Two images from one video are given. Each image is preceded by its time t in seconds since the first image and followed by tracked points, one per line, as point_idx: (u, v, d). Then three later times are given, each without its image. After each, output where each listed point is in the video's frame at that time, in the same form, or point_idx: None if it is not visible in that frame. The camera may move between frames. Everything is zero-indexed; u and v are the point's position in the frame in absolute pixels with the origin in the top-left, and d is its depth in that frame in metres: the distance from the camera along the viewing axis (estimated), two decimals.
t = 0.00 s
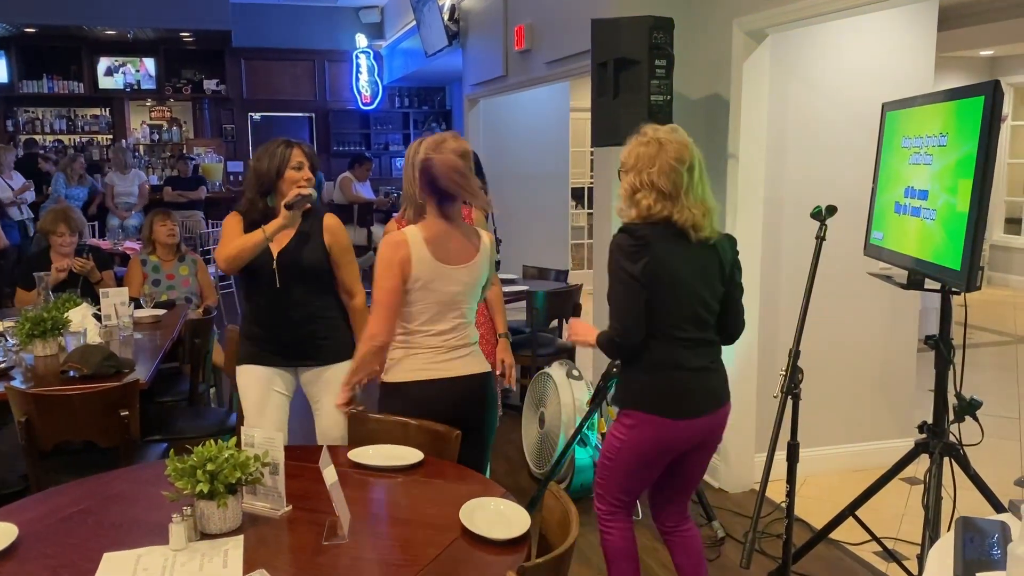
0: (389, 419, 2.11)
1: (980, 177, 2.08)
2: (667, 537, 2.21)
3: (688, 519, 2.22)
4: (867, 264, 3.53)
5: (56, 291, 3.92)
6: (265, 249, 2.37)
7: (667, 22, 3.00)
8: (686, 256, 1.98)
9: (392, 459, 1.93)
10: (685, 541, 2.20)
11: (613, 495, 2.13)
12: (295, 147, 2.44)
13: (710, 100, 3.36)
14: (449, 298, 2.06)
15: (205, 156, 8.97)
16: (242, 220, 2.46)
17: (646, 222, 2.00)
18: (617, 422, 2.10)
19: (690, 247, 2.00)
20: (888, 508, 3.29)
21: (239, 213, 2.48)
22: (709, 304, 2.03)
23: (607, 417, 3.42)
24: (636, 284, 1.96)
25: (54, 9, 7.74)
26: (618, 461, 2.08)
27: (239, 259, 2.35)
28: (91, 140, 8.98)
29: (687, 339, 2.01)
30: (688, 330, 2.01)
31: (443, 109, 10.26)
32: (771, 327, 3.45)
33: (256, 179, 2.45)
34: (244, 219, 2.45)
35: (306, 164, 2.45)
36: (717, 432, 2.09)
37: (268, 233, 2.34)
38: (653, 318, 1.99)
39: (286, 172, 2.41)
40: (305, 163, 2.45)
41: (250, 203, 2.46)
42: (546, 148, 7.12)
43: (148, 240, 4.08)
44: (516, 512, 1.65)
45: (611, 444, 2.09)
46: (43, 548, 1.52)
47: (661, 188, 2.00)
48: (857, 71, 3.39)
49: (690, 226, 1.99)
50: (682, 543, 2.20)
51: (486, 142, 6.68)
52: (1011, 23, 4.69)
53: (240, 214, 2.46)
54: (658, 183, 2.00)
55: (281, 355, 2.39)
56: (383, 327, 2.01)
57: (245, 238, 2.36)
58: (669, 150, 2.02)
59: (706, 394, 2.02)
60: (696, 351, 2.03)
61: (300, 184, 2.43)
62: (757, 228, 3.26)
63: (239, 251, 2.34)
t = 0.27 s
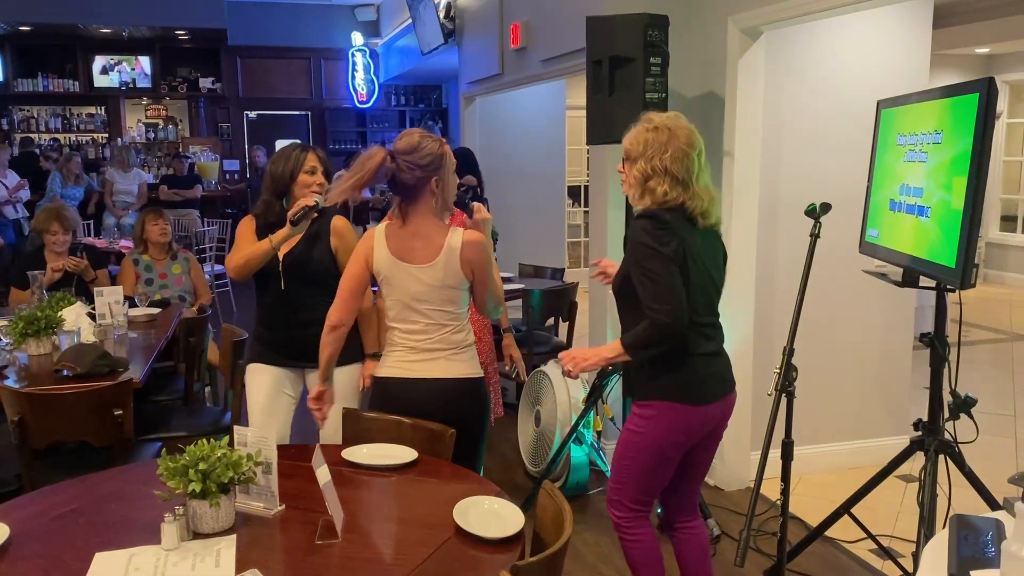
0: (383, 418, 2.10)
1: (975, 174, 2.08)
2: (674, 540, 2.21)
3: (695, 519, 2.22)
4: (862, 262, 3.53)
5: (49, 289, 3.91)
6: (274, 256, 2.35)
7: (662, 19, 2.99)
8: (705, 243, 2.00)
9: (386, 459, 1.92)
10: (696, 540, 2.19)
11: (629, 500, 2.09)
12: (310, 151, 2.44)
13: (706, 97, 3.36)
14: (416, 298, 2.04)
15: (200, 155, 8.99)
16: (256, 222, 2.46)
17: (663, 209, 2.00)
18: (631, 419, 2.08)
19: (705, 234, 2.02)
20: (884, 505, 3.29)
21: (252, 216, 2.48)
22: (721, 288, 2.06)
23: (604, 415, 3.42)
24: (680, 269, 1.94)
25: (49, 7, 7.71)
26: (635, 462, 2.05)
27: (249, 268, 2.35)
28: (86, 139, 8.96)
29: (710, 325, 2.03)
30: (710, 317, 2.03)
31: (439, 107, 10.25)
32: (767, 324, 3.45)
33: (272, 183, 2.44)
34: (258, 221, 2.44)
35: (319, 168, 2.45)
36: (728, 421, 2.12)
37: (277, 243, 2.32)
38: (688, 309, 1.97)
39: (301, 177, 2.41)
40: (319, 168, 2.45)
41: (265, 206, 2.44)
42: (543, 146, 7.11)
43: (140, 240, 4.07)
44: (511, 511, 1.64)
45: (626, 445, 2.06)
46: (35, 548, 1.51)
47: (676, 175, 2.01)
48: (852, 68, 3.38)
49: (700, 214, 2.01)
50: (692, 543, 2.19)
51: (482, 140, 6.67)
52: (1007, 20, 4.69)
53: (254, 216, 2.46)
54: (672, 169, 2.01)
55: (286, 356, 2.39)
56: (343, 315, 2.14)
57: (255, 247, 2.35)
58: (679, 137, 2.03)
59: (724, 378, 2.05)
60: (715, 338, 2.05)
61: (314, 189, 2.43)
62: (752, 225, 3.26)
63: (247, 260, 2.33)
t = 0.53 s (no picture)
0: (379, 417, 2.10)
1: (968, 171, 2.07)
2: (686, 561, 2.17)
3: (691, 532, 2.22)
4: (857, 259, 3.53)
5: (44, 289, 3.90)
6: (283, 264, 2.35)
7: (656, 16, 2.99)
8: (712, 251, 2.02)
9: (380, 458, 1.92)
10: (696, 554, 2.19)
11: (648, 519, 2.05)
12: (310, 151, 2.43)
13: (700, 95, 3.35)
14: (410, 291, 2.05)
15: (195, 152, 8.98)
16: (256, 222, 2.45)
17: (671, 217, 2.00)
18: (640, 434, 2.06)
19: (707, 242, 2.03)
20: (879, 503, 3.29)
21: (252, 219, 2.47)
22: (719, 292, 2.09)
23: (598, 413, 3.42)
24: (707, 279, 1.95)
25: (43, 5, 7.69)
26: (651, 475, 2.02)
27: (258, 278, 2.34)
28: (81, 137, 8.94)
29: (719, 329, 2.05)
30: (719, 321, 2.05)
31: (435, 106, 10.23)
32: (762, 322, 3.44)
33: (272, 184, 2.42)
34: (259, 223, 2.43)
35: (320, 168, 2.44)
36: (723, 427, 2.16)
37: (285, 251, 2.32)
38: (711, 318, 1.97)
39: (302, 176, 2.39)
40: (320, 168, 2.44)
41: (265, 207, 2.42)
42: (538, 145, 7.11)
43: (144, 237, 4.07)
44: (504, 509, 1.64)
45: (640, 460, 2.03)
46: (26, 548, 1.51)
47: (677, 183, 2.01)
48: (847, 66, 3.38)
49: (702, 221, 2.03)
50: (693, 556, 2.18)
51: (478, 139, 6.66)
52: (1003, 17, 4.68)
53: (254, 217, 2.45)
54: (673, 177, 2.01)
55: (286, 356, 2.38)
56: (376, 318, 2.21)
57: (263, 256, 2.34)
58: (677, 145, 2.04)
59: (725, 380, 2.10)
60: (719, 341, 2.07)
61: (315, 189, 2.42)
62: (747, 223, 3.26)
63: (258, 270, 2.33)
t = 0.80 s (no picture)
0: (371, 416, 2.10)
1: (961, 170, 2.08)
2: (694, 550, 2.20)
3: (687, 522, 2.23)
4: (851, 258, 3.53)
5: (37, 289, 3.89)
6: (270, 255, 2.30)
7: (650, 16, 2.98)
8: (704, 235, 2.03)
9: (373, 458, 1.92)
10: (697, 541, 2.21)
11: (667, 511, 2.05)
12: (296, 131, 2.37)
13: (694, 94, 3.35)
14: (397, 299, 2.04)
15: (191, 152, 8.92)
16: (247, 205, 2.38)
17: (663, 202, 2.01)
18: (657, 428, 2.04)
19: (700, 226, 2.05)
20: (873, 501, 3.29)
21: (242, 200, 2.40)
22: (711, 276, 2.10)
23: (593, 411, 3.42)
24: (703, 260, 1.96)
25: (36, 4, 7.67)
26: (671, 468, 2.03)
27: (248, 274, 2.30)
28: (76, 137, 8.91)
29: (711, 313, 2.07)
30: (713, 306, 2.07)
31: (430, 104, 10.21)
32: (756, 321, 3.45)
33: (261, 165, 2.35)
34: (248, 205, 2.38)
35: (309, 146, 2.39)
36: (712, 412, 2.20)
37: (270, 245, 2.26)
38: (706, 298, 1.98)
39: (293, 156, 2.34)
40: (308, 146, 2.39)
41: (257, 188, 2.36)
42: (534, 143, 7.10)
43: (134, 237, 4.05)
44: (496, 510, 1.64)
45: (661, 454, 2.03)
46: (17, 550, 1.50)
47: (671, 168, 2.02)
48: (841, 64, 3.38)
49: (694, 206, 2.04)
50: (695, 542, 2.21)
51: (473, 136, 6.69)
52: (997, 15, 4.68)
53: (243, 199, 2.38)
54: (667, 161, 2.01)
55: (280, 347, 2.37)
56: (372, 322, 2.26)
57: (249, 251, 2.29)
58: (672, 130, 2.04)
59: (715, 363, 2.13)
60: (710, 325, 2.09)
61: (305, 167, 2.38)
62: (741, 222, 3.26)
63: (246, 267, 2.28)
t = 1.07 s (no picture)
0: (366, 414, 2.09)
1: (957, 168, 2.08)
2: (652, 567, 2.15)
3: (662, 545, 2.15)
4: (847, 255, 3.53)
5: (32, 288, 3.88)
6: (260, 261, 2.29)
7: (647, 13, 2.98)
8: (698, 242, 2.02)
9: (368, 456, 1.91)
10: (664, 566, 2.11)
11: (638, 513, 2.02)
12: (277, 140, 2.37)
13: (690, 91, 3.35)
14: (392, 315, 2.06)
15: (187, 151, 8.76)
16: (228, 215, 2.35)
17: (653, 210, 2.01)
18: (645, 427, 2.04)
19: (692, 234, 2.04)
20: (869, 499, 3.29)
21: (222, 209, 2.36)
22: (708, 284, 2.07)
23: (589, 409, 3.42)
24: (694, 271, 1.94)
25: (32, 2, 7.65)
26: (653, 468, 2.02)
27: (241, 283, 2.27)
28: (71, 135, 8.89)
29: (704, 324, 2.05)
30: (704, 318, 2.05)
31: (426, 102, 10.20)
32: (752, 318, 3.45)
33: (241, 175, 2.34)
34: (230, 215, 2.35)
35: (288, 157, 2.40)
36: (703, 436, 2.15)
37: (262, 250, 2.26)
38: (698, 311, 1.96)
39: (274, 166, 2.35)
40: (289, 157, 2.40)
41: (236, 199, 2.34)
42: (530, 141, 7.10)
43: (123, 237, 4.05)
44: (493, 508, 1.64)
45: (644, 452, 2.02)
46: (11, 549, 1.49)
47: (660, 175, 2.01)
48: (837, 62, 3.38)
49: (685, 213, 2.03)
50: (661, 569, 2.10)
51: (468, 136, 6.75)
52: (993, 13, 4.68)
53: (223, 210, 2.35)
54: (655, 169, 2.01)
55: (268, 358, 2.37)
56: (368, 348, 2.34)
57: (240, 258, 2.28)
58: (659, 138, 2.03)
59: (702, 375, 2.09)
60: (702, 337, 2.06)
61: (285, 179, 2.39)
62: (738, 219, 3.26)
63: (239, 277, 2.26)
